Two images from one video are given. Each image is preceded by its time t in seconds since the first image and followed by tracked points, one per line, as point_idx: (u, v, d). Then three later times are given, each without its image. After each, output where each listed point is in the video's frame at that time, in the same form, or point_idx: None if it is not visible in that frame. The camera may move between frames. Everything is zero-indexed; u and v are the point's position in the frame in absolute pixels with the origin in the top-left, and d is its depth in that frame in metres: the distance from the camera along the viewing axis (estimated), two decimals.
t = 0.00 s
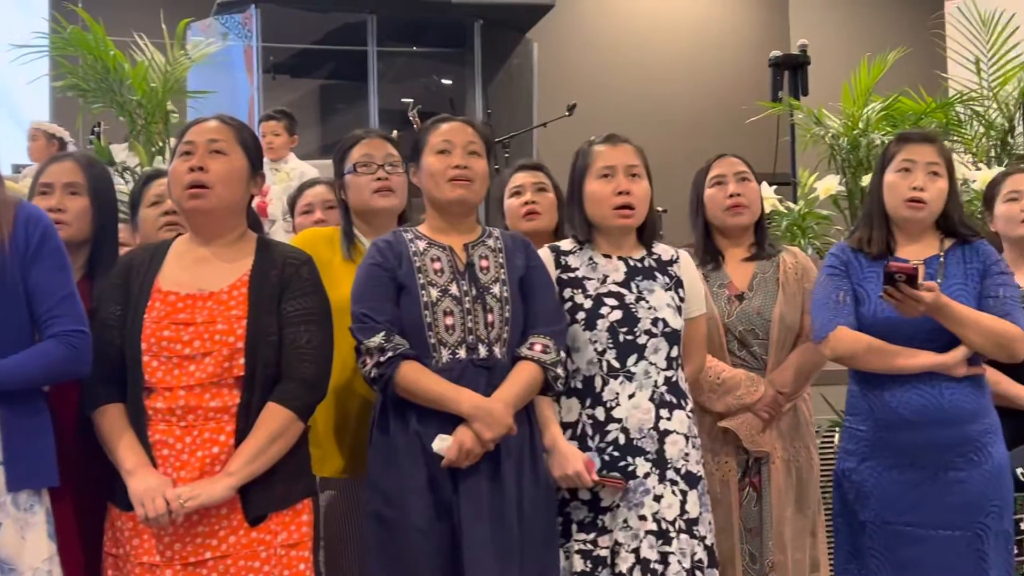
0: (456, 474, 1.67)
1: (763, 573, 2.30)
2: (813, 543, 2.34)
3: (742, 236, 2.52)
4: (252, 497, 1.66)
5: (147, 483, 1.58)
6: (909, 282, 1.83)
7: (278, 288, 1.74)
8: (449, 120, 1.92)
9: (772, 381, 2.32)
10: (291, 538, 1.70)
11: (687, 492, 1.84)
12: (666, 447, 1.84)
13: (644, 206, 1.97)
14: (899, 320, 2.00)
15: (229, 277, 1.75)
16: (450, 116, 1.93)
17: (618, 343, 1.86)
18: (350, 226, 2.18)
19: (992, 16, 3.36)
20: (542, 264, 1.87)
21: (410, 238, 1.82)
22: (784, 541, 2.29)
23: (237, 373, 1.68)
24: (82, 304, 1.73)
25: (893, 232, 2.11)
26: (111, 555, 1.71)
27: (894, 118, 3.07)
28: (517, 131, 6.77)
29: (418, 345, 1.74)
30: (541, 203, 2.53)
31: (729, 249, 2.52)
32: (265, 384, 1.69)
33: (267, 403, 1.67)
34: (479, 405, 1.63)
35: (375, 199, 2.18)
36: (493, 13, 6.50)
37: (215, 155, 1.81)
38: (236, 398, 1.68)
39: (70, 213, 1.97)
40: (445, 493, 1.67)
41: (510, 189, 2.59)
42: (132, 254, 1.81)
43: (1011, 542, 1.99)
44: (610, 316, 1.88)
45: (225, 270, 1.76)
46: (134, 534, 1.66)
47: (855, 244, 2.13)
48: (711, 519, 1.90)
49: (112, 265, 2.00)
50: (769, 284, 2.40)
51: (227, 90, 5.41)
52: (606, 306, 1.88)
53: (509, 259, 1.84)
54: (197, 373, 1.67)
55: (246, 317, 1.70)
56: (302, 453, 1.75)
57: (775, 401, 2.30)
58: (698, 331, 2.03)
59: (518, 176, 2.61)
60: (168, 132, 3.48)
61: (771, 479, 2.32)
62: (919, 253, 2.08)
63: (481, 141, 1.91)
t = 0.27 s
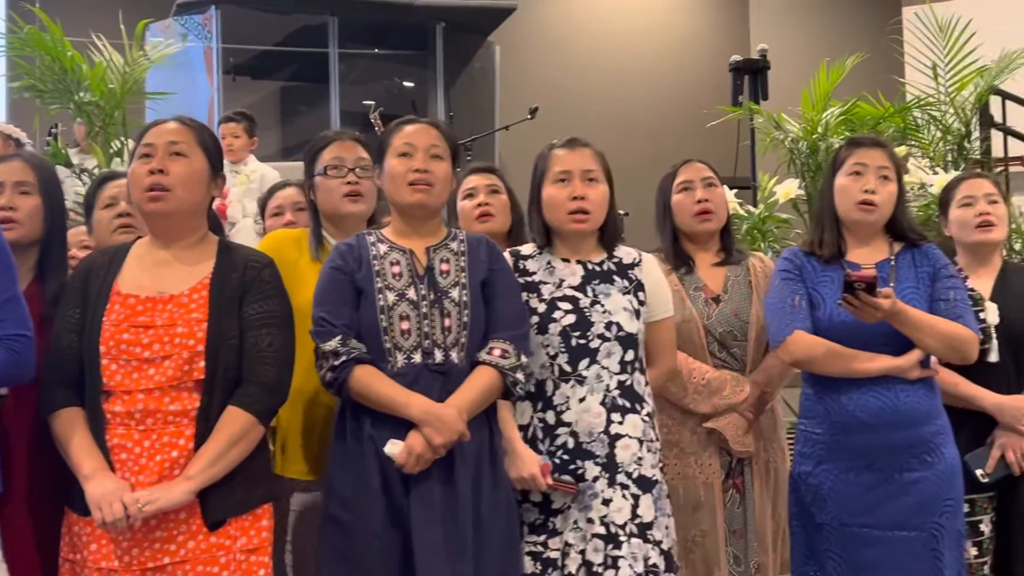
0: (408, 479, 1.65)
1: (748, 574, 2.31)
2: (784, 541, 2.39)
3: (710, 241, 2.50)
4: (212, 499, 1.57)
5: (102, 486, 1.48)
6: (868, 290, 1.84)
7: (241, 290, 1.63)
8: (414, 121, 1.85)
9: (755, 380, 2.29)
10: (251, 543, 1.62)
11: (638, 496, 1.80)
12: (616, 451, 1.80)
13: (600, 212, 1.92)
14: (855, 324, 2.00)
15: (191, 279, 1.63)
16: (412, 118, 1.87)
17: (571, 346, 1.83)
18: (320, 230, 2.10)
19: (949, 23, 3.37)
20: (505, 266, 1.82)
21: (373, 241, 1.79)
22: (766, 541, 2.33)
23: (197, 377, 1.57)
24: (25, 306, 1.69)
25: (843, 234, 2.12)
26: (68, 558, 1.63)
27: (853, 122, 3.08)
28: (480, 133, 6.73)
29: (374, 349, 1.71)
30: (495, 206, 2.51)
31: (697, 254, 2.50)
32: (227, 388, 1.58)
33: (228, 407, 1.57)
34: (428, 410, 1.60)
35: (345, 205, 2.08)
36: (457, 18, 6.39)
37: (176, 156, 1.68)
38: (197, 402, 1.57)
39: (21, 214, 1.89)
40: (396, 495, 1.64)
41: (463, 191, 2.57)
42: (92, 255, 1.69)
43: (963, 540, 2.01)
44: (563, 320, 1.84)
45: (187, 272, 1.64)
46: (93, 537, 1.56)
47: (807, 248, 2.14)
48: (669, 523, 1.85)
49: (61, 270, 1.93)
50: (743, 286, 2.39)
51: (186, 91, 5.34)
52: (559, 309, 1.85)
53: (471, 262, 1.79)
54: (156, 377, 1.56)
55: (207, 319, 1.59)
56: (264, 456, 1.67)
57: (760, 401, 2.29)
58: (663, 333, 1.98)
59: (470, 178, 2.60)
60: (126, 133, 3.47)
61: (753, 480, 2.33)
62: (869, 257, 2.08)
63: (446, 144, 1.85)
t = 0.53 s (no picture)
0: (375, 482, 1.63)
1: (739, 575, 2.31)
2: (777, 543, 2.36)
3: (687, 246, 2.47)
4: (185, 506, 1.53)
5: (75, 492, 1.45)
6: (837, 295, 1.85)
7: (212, 293, 1.60)
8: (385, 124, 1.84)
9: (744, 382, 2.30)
10: (225, 547, 1.57)
11: (604, 500, 1.79)
12: (581, 455, 1.80)
13: (573, 214, 1.92)
14: (826, 327, 2.01)
15: (162, 282, 1.61)
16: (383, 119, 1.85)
17: (537, 349, 1.82)
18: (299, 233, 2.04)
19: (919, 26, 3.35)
20: (476, 269, 1.81)
21: (344, 244, 1.78)
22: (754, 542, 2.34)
23: (169, 381, 1.55)
24: None
25: (811, 237, 2.13)
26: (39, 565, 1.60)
27: (824, 127, 3.11)
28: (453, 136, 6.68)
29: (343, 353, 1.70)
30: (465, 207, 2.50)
31: (676, 258, 2.46)
32: (198, 391, 1.56)
33: (200, 411, 1.54)
34: (394, 413, 1.60)
35: (325, 206, 2.02)
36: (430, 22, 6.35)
37: (147, 158, 1.65)
38: (169, 406, 1.55)
39: None
40: (365, 498, 1.63)
41: (433, 194, 2.56)
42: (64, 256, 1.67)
43: (931, 541, 2.02)
44: (531, 323, 1.84)
45: (159, 275, 1.62)
46: (66, 544, 1.53)
47: (775, 251, 2.14)
48: (640, 526, 1.83)
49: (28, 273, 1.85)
50: (723, 289, 2.38)
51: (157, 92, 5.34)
52: (528, 313, 1.85)
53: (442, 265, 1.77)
54: (128, 381, 1.53)
55: (178, 323, 1.57)
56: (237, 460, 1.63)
57: (749, 402, 2.30)
58: (641, 337, 1.97)
59: (440, 180, 2.60)
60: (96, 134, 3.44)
61: (741, 481, 2.33)
62: (838, 259, 2.09)
63: (417, 145, 1.83)
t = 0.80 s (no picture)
0: (347, 488, 1.63)
1: None
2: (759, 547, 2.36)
3: (659, 250, 2.46)
4: (156, 512, 1.51)
5: (43, 500, 1.43)
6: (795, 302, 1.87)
7: (181, 300, 1.59)
8: (352, 128, 1.83)
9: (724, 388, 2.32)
10: (195, 554, 1.56)
11: (571, 505, 1.79)
12: (550, 460, 1.79)
13: (549, 217, 1.92)
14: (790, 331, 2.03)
15: (131, 287, 1.60)
16: (350, 123, 1.84)
17: (507, 354, 1.83)
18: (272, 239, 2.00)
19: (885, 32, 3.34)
20: (446, 275, 1.81)
21: (312, 248, 1.77)
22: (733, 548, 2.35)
23: (139, 387, 1.54)
24: None
25: (779, 241, 2.14)
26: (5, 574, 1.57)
27: (791, 132, 3.14)
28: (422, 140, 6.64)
29: (314, 356, 1.69)
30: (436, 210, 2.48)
31: (648, 264, 2.45)
32: (168, 398, 1.55)
33: (170, 416, 1.53)
34: (367, 420, 1.59)
35: (299, 209, 1.99)
36: (401, 25, 6.30)
37: (113, 162, 1.64)
38: (138, 412, 1.54)
39: None
40: (337, 505, 1.63)
41: (403, 197, 2.53)
42: (28, 262, 1.65)
43: (897, 545, 2.03)
44: (501, 328, 1.84)
45: (128, 281, 1.61)
46: (33, 553, 1.51)
47: (743, 256, 2.15)
48: (607, 531, 1.84)
49: None
50: (699, 295, 2.39)
51: (123, 96, 5.36)
52: (499, 317, 1.85)
53: (412, 271, 1.77)
54: (97, 388, 1.52)
55: (148, 329, 1.56)
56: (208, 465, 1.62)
57: (730, 409, 2.32)
58: (611, 345, 1.97)
59: (411, 183, 2.57)
60: (62, 138, 3.42)
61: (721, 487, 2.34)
62: (805, 264, 2.11)
63: (385, 149, 1.82)
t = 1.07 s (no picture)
0: (336, 494, 1.62)
1: None
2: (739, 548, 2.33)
3: (637, 254, 2.47)
4: (135, 517, 1.50)
5: (21, 506, 1.42)
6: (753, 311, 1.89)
7: (159, 304, 1.58)
8: (328, 131, 1.82)
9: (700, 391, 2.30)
10: (175, 558, 1.55)
11: (558, 507, 1.79)
12: (537, 463, 1.79)
13: (537, 218, 1.93)
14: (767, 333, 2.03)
15: (108, 292, 1.59)
16: (326, 126, 1.84)
17: (494, 357, 1.82)
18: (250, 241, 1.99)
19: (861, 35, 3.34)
20: (423, 281, 1.82)
21: (291, 251, 1.75)
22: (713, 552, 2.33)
23: (117, 392, 1.53)
24: None
25: (763, 242, 2.13)
26: None
27: (769, 136, 3.14)
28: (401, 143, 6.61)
29: (299, 360, 1.66)
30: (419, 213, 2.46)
31: (627, 267, 2.46)
32: (147, 402, 1.54)
33: (149, 421, 1.52)
34: (361, 422, 1.58)
35: (277, 211, 1.98)
36: (380, 26, 6.26)
37: (89, 166, 1.62)
38: (118, 417, 1.53)
39: None
40: (322, 510, 1.61)
41: (386, 202, 2.51)
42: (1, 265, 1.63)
43: (874, 548, 2.02)
44: (487, 331, 1.83)
45: (104, 286, 1.60)
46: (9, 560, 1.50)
47: (727, 259, 2.15)
48: (589, 533, 1.84)
49: None
50: (676, 299, 2.40)
51: (101, 100, 5.42)
52: (485, 320, 1.84)
53: (391, 274, 1.77)
54: (74, 393, 1.51)
55: (126, 334, 1.55)
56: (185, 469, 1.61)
57: (708, 411, 2.29)
58: (589, 348, 1.98)
59: (393, 188, 2.55)
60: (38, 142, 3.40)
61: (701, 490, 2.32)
62: (789, 266, 2.10)
63: (361, 151, 1.82)
